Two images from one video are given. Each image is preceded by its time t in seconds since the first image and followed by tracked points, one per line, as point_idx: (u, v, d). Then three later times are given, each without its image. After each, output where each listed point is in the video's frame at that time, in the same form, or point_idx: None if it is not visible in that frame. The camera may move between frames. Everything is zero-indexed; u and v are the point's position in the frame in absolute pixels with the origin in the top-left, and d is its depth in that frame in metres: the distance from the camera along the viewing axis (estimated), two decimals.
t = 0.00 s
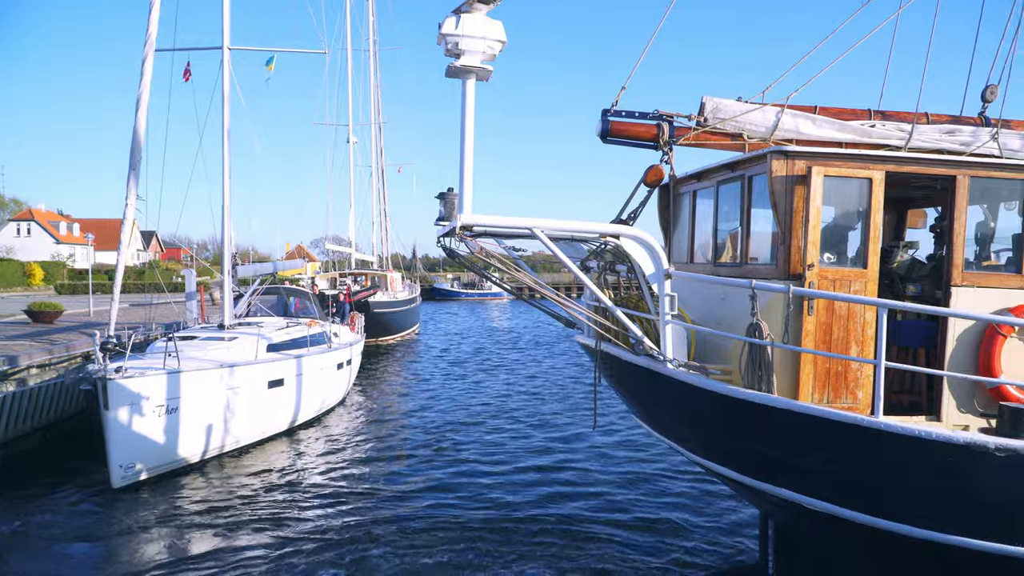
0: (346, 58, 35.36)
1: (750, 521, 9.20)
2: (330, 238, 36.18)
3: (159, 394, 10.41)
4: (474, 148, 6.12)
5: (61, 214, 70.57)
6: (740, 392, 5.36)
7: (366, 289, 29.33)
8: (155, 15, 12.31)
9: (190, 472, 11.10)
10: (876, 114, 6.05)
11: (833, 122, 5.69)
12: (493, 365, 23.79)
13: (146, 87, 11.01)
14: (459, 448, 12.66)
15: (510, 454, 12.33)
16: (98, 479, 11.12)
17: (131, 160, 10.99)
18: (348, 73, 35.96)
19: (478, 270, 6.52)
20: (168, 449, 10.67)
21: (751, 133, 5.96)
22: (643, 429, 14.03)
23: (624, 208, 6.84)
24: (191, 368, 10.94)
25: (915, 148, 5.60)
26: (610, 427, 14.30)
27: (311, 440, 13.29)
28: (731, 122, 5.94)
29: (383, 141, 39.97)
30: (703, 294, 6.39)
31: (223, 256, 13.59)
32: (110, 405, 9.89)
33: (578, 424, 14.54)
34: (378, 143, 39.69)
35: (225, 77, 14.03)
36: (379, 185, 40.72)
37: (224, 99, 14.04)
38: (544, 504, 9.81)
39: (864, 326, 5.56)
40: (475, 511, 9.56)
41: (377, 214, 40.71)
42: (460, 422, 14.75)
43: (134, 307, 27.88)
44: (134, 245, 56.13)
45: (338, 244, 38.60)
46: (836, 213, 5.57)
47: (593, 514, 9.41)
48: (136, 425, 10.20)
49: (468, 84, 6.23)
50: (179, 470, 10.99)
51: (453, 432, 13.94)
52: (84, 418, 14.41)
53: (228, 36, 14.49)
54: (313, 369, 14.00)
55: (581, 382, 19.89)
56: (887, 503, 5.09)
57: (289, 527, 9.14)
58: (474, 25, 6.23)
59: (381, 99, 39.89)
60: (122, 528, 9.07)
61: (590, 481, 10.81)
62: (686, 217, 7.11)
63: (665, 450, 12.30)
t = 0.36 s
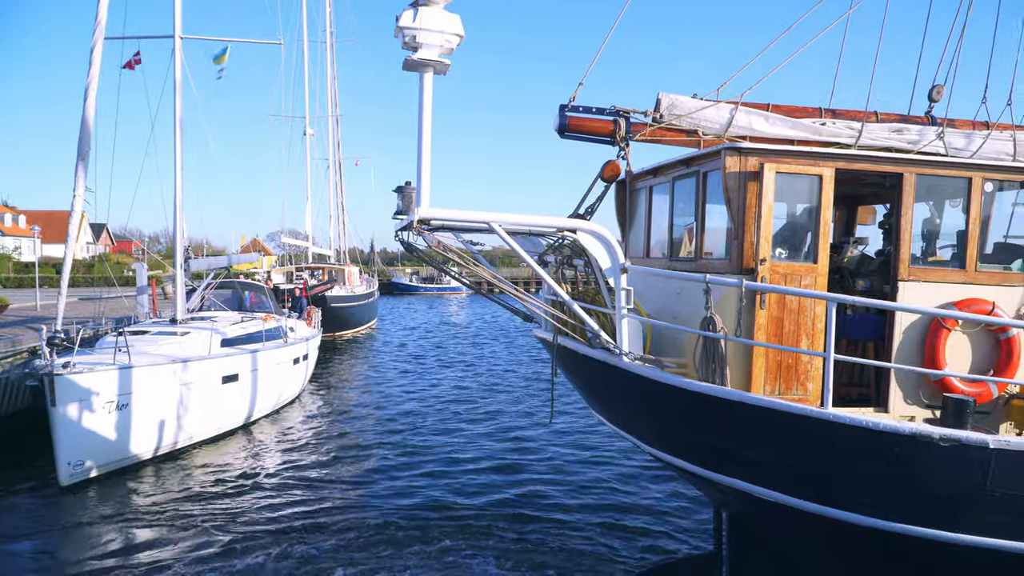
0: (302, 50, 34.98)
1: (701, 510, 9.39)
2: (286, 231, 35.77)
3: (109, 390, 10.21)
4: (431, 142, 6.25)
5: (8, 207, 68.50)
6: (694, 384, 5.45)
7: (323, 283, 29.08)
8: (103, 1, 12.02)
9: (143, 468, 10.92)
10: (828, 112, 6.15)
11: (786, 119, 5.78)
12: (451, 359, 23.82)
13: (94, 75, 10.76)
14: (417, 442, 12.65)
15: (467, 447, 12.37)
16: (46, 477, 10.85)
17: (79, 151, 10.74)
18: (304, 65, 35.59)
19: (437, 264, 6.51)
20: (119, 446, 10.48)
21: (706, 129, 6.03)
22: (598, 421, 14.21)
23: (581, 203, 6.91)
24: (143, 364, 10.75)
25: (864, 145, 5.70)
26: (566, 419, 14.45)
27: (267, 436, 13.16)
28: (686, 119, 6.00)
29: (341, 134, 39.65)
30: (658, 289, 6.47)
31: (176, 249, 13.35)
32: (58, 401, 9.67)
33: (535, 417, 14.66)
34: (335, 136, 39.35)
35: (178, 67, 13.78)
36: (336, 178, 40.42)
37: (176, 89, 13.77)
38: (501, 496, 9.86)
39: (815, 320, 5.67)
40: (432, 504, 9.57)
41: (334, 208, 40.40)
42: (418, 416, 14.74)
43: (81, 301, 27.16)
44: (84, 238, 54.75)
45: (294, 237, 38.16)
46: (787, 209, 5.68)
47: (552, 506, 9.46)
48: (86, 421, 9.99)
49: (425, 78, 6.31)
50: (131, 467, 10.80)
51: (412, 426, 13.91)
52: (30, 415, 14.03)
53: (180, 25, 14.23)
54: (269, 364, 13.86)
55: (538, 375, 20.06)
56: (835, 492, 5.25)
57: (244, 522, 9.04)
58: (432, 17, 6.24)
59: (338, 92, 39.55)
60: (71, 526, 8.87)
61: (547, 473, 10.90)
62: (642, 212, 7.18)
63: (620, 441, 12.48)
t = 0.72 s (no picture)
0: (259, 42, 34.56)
1: (659, 499, 9.56)
2: (243, 226, 35.27)
3: (61, 388, 9.98)
4: (391, 137, 6.24)
5: None
6: (652, 377, 5.53)
7: (281, 278, 28.75)
8: None
9: (96, 467, 10.71)
10: (783, 110, 6.28)
11: (742, 117, 5.88)
12: (411, 354, 23.79)
13: (43, 65, 10.47)
14: (378, 437, 12.61)
15: (428, 441, 12.37)
16: None
17: (28, 142, 10.44)
18: (263, 57, 35.20)
19: (397, 259, 6.50)
20: (70, 445, 10.26)
21: (665, 126, 6.10)
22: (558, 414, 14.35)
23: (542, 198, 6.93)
24: (96, 361, 10.53)
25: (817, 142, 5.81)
26: (526, 413, 14.56)
27: (225, 433, 13.00)
28: (645, 115, 6.06)
29: (299, 128, 39.25)
30: (619, 283, 6.54)
31: (130, 243, 13.08)
32: (6, 400, 9.42)
33: (495, 411, 14.74)
34: (293, 129, 38.93)
35: (130, 57, 13.49)
36: (295, 172, 40.02)
37: (128, 80, 13.46)
38: (463, 489, 9.88)
39: (769, 313, 5.81)
40: (393, 497, 9.55)
41: (292, 203, 39.98)
42: (378, 411, 14.70)
43: (27, 296, 26.36)
44: (33, 232, 53.24)
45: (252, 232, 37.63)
46: (743, 204, 5.78)
47: (514, 499, 9.50)
48: (36, 420, 9.75)
49: (386, 73, 6.28)
50: (83, 467, 10.58)
51: (373, 421, 13.83)
52: None
53: (133, 14, 13.92)
54: (226, 360, 13.70)
55: (498, 370, 20.16)
56: (789, 481, 5.38)
57: (202, 519, 8.93)
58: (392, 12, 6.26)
59: (296, 85, 39.11)
60: (21, 527, 8.65)
61: (507, 466, 10.97)
62: (602, 207, 7.23)
63: (579, 434, 12.62)
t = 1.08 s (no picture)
0: (215, 34, 34.08)
1: (615, 494, 9.68)
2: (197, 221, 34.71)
3: (8, 387, 9.70)
4: (350, 133, 6.22)
5: None
6: (608, 374, 5.60)
7: (237, 274, 28.35)
8: None
9: (43, 468, 10.45)
10: (738, 111, 6.39)
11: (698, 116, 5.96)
12: (369, 351, 23.69)
13: None
14: (336, 435, 12.52)
15: (385, 438, 12.33)
16: None
17: None
18: (219, 50, 34.72)
19: (356, 256, 6.47)
20: (17, 445, 10.00)
21: (623, 125, 6.16)
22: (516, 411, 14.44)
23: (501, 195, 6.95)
24: (45, 359, 10.27)
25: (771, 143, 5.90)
26: (485, 410, 14.62)
27: (178, 432, 12.79)
28: (603, 115, 6.12)
29: (256, 122, 38.79)
30: (577, 281, 6.59)
31: (80, 239, 12.77)
32: None
33: (453, 408, 14.76)
34: (250, 124, 38.46)
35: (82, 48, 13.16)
36: (251, 167, 39.54)
37: (79, 72, 13.13)
38: (421, 486, 9.87)
39: (724, 310, 5.91)
40: (351, 495, 9.50)
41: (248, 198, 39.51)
42: (336, 409, 14.60)
43: None
44: None
45: (207, 227, 37.04)
46: (699, 203, 5.87)
47: (476, 496, 9.50)
48: None
49: (345, 69, 6.25)
50: (30, 467, 10.32)
51: (333, 420, 13.72)
52: None
53: (84, 4, 13.58)
54: (179, 358, 13.49)
55: (457, 367, 20.21)
56: (742, 475, 5.48)
57: (154, 519, 8.78)
58: (351, 9, 6.22)
59: (253, 79, 38.61)
60: None
61: (465, 462, 10.99)
62: (561, 205, 7.27)
63: (536, 430, 12.72)
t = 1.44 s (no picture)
0: (170, 33, 33.65)
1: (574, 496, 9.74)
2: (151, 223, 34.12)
3: None
4: (310, 135, 6.21)
5: None
6: (567, 377, 5.65)
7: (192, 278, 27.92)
8: None
9: None
10: (694, 118, 6.51)
11: (655, 123, 6.06)
12: (327, 355, 23.49)
13: None
14: (293, 440, 12.39)
15: (344, 442, 12.24)
16: None
17: None
18: (174, 49, 34.29)
19: (316, 259, 6.43)
20: None
21: (582, 131, 6.24)
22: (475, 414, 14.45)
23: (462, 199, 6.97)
24: None
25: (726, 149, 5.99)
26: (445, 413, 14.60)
27: (131, 438, 12.53)
28: (563, 120, 6.19)
29: (212, 123, 38.35)
30: (537, 285, 6.63)
31: (28, 241, 12.47)
32: None
33: (413, 412, 14.72)
34: (206, 124, 38.01)
35: (31, 46, 12.88)
36: (207, 169, 39.05)
37: (27, 70, 12.84)
38: (380, 490, 9.81)
39: (681, 313, 6.01)
40: (308, 500, 9.40)
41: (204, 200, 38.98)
42: (294, 414, 14.45)
43: None
44: None
45: (161, 230, 36.40)
46: (657, 208, 5.96)
47: (438, 499, 9.48)
48: None
49: (305, 71, 6.26)
50: None
51: (293, 424, 13.57)
52: None
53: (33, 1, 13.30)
54: (132, 362, 13.24)
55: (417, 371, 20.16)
56: (698, 476, 5.56)
57: (104, 526, 8.59)
58: (311, 10, 6.20)
59: (209, 80, 38.14)
60: None
61: (424, 466, 10.96)
62: (521, 209, 7.30)
63: (495, 433, 12.74)
